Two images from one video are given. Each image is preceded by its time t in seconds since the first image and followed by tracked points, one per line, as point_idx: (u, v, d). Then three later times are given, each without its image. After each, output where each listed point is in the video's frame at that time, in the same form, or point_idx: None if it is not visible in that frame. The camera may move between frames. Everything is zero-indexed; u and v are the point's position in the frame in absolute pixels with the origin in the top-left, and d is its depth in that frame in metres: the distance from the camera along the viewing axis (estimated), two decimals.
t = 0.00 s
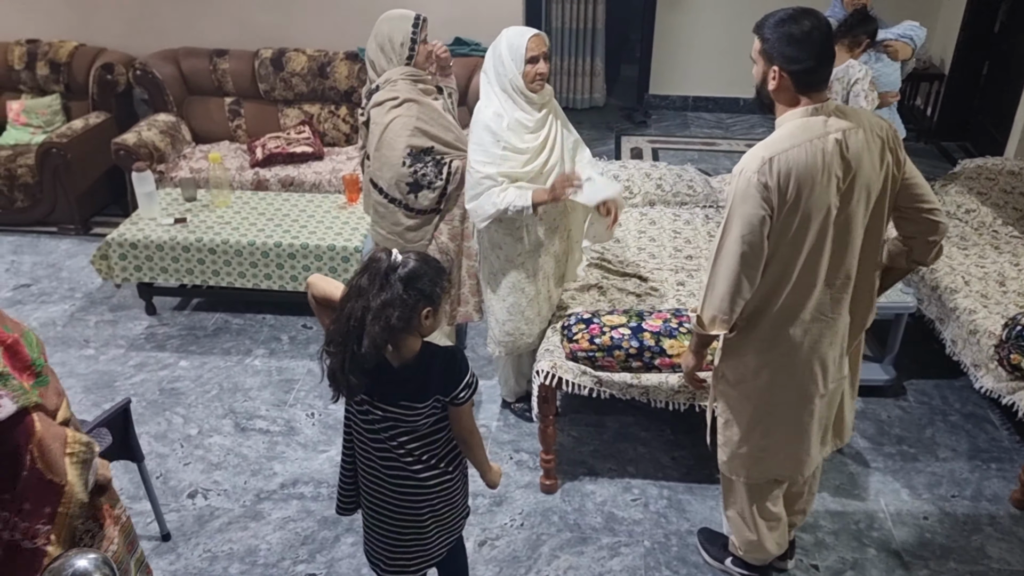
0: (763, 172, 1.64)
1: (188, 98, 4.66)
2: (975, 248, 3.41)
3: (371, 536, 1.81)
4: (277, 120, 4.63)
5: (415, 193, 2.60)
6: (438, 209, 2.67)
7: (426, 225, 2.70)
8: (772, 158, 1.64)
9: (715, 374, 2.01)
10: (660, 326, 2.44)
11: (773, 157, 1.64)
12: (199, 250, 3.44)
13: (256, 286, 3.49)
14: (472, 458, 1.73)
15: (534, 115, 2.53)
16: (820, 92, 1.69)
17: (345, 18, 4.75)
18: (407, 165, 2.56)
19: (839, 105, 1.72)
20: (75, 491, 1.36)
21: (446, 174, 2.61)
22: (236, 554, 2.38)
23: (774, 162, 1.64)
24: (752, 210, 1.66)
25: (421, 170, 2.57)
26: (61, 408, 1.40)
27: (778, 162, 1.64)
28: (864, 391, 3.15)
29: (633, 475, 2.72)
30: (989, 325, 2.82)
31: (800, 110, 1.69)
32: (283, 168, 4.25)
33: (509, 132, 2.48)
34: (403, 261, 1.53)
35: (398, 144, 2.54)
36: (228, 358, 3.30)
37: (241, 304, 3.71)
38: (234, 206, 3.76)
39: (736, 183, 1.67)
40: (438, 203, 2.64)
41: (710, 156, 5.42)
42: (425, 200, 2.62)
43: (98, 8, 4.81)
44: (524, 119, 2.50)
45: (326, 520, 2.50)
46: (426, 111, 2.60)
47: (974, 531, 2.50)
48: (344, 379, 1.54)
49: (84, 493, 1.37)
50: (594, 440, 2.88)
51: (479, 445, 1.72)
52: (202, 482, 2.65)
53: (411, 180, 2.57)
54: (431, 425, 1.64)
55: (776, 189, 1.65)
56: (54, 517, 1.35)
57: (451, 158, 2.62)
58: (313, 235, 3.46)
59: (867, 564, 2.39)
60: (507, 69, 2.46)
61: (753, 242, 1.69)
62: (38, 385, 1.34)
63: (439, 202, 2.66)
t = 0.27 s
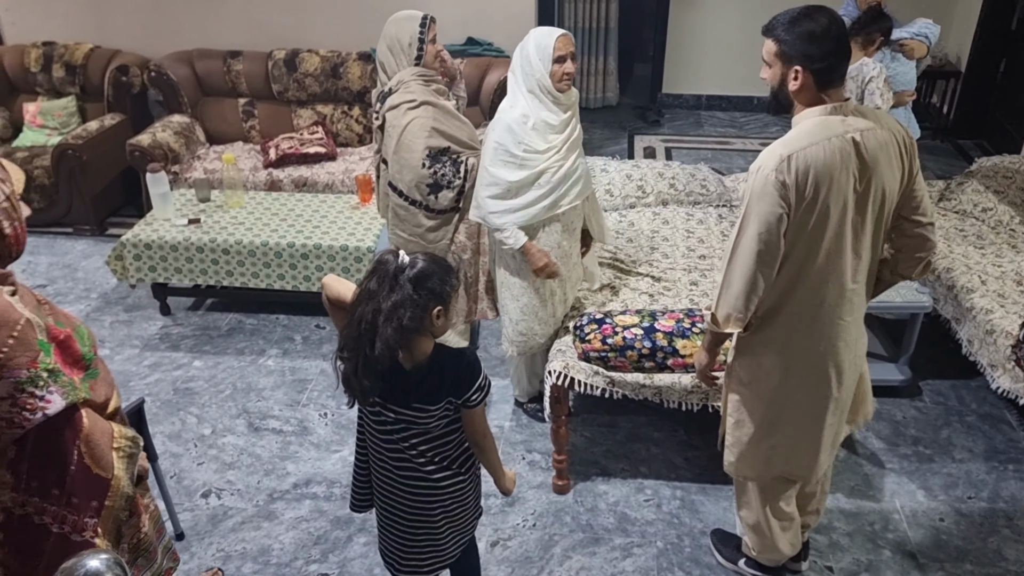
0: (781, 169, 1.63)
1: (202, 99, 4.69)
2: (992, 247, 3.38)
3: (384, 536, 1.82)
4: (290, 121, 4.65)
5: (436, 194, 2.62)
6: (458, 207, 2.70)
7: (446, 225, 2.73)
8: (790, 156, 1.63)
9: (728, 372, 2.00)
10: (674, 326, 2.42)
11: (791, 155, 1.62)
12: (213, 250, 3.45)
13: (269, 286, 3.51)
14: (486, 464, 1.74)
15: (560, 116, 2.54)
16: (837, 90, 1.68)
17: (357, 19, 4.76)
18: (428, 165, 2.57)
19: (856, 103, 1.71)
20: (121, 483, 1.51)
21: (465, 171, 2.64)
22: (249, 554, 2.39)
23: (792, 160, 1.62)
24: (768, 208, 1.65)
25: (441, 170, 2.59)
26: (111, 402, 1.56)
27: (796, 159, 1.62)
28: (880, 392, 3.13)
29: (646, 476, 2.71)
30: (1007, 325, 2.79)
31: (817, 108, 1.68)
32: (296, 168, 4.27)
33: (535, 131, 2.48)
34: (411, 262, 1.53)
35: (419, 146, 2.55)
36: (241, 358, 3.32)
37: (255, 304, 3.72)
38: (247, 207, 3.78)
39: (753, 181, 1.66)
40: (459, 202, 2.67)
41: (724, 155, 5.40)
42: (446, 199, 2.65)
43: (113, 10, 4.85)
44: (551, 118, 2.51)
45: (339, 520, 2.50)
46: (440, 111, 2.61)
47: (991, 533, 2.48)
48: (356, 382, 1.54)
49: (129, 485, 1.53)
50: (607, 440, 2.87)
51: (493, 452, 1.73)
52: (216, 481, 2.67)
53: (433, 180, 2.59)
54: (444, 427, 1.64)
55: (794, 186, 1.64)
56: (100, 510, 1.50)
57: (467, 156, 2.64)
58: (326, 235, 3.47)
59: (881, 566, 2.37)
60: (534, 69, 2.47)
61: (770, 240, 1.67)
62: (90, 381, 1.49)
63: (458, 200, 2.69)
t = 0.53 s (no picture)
0: (804, 167, 1.62)
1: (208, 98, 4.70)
2: (1000, 244, 3.36)
3: (391, 534, 1.82)
4: (296, 120, 4.66)
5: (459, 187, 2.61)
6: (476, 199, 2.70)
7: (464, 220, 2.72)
8: (812, 152, 1.62)
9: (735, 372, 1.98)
10: (679, 324, 2.42)
11: (814, 152, 1.61)
12: (219, 249, 3.46)
13: (276, 285, 3.51)
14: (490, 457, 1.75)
15: (573, 116, 2.53)
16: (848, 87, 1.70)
17: (363, 17, 4.76)
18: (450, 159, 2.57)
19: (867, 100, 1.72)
20: (137, 477, 1.60)
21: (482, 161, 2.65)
22: (255, 552, 2.39)
23: (815, 157, 1.61)
24: (790, 206, 1.64)
25: (462, 163, 2.59)
26: (155, 385, 1.66)
27: (818, 157, 1.61)
28: (887, 390, 3.11)
29: (652, 474, 2.71)
30: (1015, 323, 2.77)
31: (832, 104, 1.69)
32: (303, 167, 4.28)
33: (545, 131, 2.48)
34: (415, 261, 1.51)
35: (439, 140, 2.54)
36: (248, 356, 3.32)
37: (261, 303, 3.73)
38: (253, 206, 3.79)
39: (775, 178, 1.64)
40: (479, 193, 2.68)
41: (731, 152, 5.38)
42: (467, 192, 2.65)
43: (120, 10, 4.86)
44: (563, 118, 2.51)
45: (345, 518, 2.51)
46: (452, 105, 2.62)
47: (999, 532, 2.46)
48: (361, 383, 1.56)
49: (146, 479, 1.61)
50: (613, 438, 2.86)
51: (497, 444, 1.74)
52: (222, 479, 2.67)
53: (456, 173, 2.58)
54: (448, 426, 1.64)
55: (817, 183, 1.63)
56: (116, 502, 1.59)
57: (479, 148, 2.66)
58: (332, 234, 3.47)
59: (889, 565, 2.35)
60: (548, 69, 2.46)
61: (790, 238, 1.67)
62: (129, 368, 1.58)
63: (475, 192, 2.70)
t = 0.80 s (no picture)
0: (823, 163, 1.61)
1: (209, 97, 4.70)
2: (1002, 239, 3.35)
3: (389, 532, 1.81)
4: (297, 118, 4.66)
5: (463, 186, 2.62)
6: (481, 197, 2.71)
7: (471, 217, 2.71)
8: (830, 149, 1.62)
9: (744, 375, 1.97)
10: (679, 320, 2.42)
11: (831, 149, 1.61)
12: (220, 248, 3.46)
13: (277, 283, 3.51)
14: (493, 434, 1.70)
15: (566, 115, 2.51)
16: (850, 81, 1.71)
17: (363, 15, 4.76)
18: (452, 159, 2.57)
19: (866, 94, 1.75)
20: (145, 467, 1.69)
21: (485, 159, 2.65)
22: (256, 550, 2.40)
23: (832, 153, 1.61)
24: (811, 203, 1.63)
25: (465, 162, 2.59)
26: (181, 376, 1.74)
27: (835, 153, 1.61)
28: (889, 386, 3.10)
29: (653, 471, 2.70)
30: (1017, 318, 2.76)
31: (839, 100, 1.69)
32: (303, 165, 4.28)
33: (539, 130, 2.47)
34: (412, 261, 1.50)
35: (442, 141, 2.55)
36: (249, 355, 3.33)
37: (262, 301, 3.73)
38: (254, 204, 3.79)
39: (793, 177, 1.63)
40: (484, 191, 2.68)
41: (733, 149, 5.37)
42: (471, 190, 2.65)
43: (120, 9, 4.86)
44: (557, 117, 2.49)
45: (346, 517, 2.51)
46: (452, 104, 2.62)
47: (1001, 528, 2.46)
48: (371, 390, 1.56)
49: (155, 470, 1.70)
50: (614, 436, 2.86)
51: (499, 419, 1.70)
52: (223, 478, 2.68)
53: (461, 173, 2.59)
54: (447, 425, 1.63)
55: (834, 180, 1.63)
56: (124, 491, 1.69)
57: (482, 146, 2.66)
58: (333, 232, 3.47)
59: (890, 561, 2.35)
60: (538, 69, 2.45)
61: (811, 236, 1.66)
62: (152, 358, 1.68)
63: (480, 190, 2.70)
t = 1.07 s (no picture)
0: (842, 159, 1.61)
1: (206, 96, 4.69)
2: (1001, 233, 3.35)
3: (386, 526, 1.81)
4: (294, 117, 4.65)
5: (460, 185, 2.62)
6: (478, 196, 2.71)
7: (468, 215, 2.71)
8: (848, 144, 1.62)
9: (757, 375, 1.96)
10: (678, 317, 2.42)
11: (850, 143, 1.61)
12: (218, 247, 3.46)
13: (275, 282, 3.51)
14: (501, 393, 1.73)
15: (547, 116, 2.50)
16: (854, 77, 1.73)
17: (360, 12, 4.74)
18: (450, 157, 2.57)
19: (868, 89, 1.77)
20: (131, 470, 1.59)
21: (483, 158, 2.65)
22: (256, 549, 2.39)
23: (851, 147, 1.62)
24: (833, 199, 1.63)
25: (462, 161, 2.59)
26: (195, 383, 1.66)
27: (853, 147, 1.62)
28: (888, 381, 3.10)
29: (653, 467, 2.70)
30: (1017, 312, 2.76)
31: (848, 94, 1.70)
32: (301, 163, 4.27)
33: (521, 131, 2.47)
34: (401, 260, 1.52)
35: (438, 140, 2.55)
36: (247, 354, 3.32)
37: (260, 300, 3.73)
38: (252, 203, 3.78)
39: (814, 173, 1.63)
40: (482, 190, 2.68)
41: (731, 145, 5.36)
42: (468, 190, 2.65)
43: (116, 8, 4.85)
44: (539, 118, 2.49)
45: (346, 515, 2.51)
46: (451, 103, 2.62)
47: (1001, 522, 2.46)
48: (373, 391, 1.54)
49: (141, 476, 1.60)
50: (613, 433, 2.86)
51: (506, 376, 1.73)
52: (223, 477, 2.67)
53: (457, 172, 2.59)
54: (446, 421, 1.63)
55: (853, 175, 1.63)
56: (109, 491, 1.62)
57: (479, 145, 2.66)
58: (331, 230, 3.47)
59: (891, 556, 2.35)
60: (516, 71, 2.45)
61: (832, 232, 1.66)
62: (165, 362, 1.60)
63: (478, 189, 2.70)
